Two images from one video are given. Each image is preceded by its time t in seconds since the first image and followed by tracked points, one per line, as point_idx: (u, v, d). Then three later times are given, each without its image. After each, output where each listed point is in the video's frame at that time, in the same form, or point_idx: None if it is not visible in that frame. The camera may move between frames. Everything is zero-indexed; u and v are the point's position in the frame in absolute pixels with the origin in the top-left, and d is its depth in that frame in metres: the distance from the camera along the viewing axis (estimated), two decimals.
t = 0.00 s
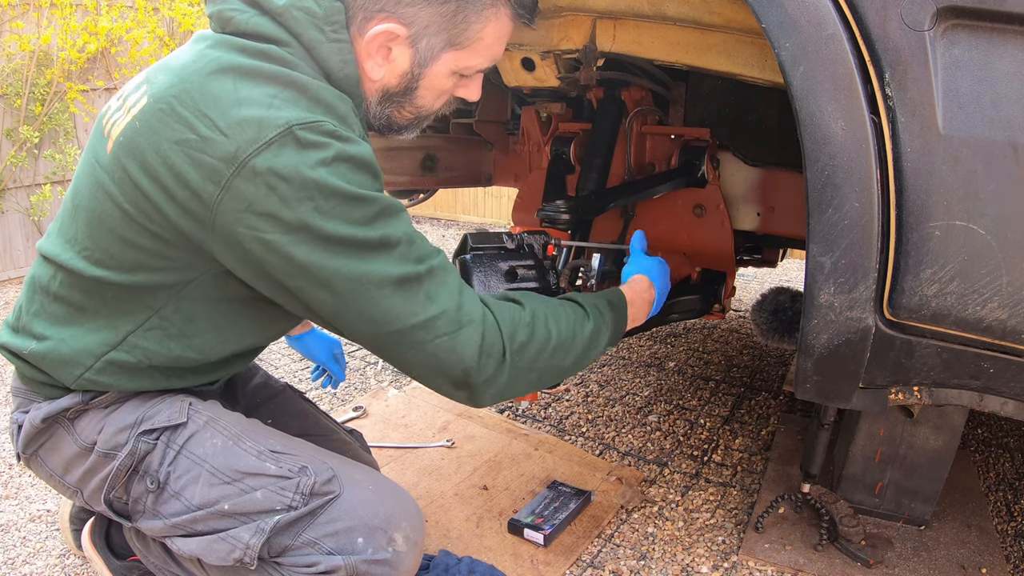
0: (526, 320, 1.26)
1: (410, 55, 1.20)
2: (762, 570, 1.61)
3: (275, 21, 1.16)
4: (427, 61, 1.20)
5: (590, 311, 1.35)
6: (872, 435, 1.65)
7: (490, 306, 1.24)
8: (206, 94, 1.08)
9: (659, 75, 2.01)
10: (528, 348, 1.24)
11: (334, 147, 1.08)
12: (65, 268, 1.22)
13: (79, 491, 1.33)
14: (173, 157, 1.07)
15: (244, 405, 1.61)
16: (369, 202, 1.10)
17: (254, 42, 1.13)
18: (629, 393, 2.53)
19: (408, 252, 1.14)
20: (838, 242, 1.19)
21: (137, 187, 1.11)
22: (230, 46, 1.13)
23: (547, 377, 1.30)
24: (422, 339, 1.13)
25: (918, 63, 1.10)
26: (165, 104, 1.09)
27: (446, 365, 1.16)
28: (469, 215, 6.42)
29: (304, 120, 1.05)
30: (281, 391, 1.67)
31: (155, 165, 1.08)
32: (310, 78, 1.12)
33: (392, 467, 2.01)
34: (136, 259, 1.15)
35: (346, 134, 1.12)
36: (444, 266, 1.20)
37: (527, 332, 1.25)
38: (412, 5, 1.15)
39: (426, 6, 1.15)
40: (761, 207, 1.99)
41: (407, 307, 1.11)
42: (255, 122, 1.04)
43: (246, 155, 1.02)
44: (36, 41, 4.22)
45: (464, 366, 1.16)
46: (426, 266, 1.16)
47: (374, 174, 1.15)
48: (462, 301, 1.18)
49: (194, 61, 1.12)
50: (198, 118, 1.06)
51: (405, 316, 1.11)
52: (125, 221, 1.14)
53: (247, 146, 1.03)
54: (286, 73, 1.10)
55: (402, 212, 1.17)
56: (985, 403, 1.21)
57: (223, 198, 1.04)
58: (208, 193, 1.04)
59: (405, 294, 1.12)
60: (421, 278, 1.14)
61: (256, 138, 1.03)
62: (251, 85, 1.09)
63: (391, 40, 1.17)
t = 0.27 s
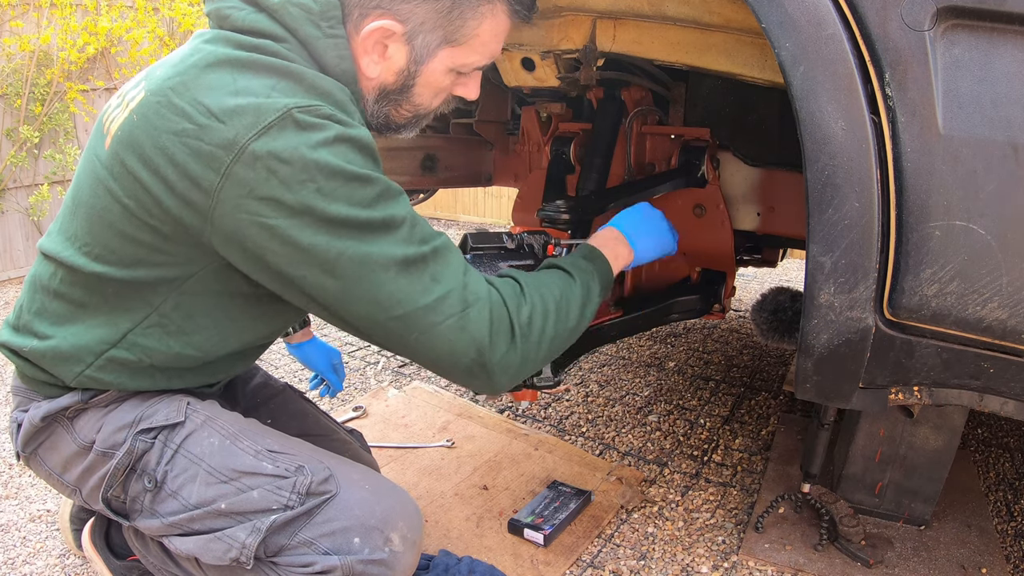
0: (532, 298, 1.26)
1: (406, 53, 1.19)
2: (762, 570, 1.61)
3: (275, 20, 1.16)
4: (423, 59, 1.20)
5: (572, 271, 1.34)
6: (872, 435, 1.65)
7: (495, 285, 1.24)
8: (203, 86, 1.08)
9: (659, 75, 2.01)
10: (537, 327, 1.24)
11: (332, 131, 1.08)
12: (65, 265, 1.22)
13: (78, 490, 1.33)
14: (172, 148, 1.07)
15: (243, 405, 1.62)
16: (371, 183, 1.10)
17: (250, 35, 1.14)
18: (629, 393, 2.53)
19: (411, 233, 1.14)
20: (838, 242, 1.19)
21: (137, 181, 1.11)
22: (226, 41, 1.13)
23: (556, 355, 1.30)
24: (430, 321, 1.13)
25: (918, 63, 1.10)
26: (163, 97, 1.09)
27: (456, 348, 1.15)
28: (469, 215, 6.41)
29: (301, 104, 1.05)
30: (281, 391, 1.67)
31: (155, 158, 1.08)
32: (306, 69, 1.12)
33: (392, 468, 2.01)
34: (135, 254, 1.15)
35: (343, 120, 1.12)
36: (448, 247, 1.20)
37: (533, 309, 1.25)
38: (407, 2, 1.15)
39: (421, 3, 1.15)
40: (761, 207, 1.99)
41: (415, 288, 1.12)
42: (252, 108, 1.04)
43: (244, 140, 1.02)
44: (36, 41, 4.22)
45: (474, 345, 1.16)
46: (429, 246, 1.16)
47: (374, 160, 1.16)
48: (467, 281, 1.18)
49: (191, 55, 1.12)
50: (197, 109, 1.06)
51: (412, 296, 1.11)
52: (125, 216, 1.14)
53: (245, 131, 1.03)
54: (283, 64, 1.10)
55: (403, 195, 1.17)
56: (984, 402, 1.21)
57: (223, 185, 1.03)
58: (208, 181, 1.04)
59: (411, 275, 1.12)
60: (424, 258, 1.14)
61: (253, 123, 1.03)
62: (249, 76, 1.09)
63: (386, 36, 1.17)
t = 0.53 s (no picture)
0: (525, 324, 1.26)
1: (409, 58, 1.20)
2: (762, 570, 1.61)
3: (274, 22, 1.16)
4: (426, 64, 1.21)
5: (585, 309, 1.36)
6: (872, 435, 1.65)
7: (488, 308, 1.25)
8: (208, 98, 1.08)
9: (659, 76, 2.01)
10: (525, 351, 1.25)
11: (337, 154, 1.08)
12: (66, 269, 1.22)
13: (78, 490, 1.33)
14: (176, 160, 1.06)
15: (244, 405, 1.63)
16: (371, 206, 1.10)
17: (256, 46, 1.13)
18: (629, 393, 2.53)
19: (409, 254, 1.14)
20: (838, 242, 1.19)
21: (140, 189, 1.11)
22: (232, 50, 1.13)
23: (542, 375, 1.31)
24: (419, 342, 1.13)
25: (918, 63, 1.10)
26: (168, 106, 1.09)
27: (444, 367, 1.16)
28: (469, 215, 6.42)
29: (307, 126, 1.05)
30: (281, 391, 1.67)
31: (158, 168, 1.08)
32: (312, 83, 1.12)
33: (392, 467, 2.01)
34: (136, 260, 1.15)
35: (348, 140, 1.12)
36: (443, 268, 1.20)
37: (522, 337, 1.25)
38: (410, 8, 1.15)
39: (425, 9, 1.15)
40: (761, 207, 1.99)
41: (408, 312, 1.12)
42: (257, 127, 1.04)
43: (249, 160, 1.02)
44: (36, 41, 4.22)
45: (461, 368, 1.17)
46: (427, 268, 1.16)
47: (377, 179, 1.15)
48: (460, 306, 1.18)
49: (196, 64, 1.12)
50: (201, 122, 1.06)
51: (403, 320, 1.11)
52: (126, 222, 1.14)
53: (250, 150, 1.03)
54: (289, 78, 1.10)
55: (403, 213, 1.17)
56: (984, 402, 1.21)
57: (227, 202, 1.04)
58: (208, 193, 1.04)
59: (406, 300, 1.12)
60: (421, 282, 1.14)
61: (259, 143, 1.03)
62: (253, 89, 1.09)
63: (390, 42, 1.17)
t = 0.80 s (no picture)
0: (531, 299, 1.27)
1: (405, 51, 1.20)
2: (762, 570, 1.61)
3: (271, 22, 1.16)
4: (422, 58, 1.21)
5: (574, 266, 1.34)
6: (872, 435, 1.65)
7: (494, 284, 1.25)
8: (202, 87, 1.08)
9: (658, 75, 2.01)
10: (532, 326, 1.25)
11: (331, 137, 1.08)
12: (64, 265, 1.22)
13: (79, 489, 1.33)
14: (171, 150, 1.06)
15: (244, 405, 1.62)
16: (369, 186, 1.10)
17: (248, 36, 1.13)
18: (629, 393, 2.53)
19: (411, 233, 1.15)
20: (838, 242, 1.19)
21: (136, 181, 1.11)
22: (225, 42, 1.13)
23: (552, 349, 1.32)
24: (428, 321, 1.14)
25: (918, 63, 1.10)
26: (162, 97, 1.09)
27: (453, 346, 1.17)
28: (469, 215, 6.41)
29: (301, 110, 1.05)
30: (281, 391, 1.67)
31: (153, 158, 1.08)
32: (307, 72, 1.12)
33: (392, 467, 2.01)
34: (134, 254, 1.15)
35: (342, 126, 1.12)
36: (445, 247, 1.20)
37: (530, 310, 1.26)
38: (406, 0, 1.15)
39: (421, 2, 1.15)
40: (761, 207, 1.99)
41: (415, 290, 1.12)
42: (252, 113, 1.04)
43: (244, 146, 1.02)
44: (36, 41, 4.22)
45: (470, 345, 1.18)
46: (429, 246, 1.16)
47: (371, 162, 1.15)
48: (464, 283, 1.18)
49: (190, 56, 1.12)
50: (195, 110, 1.06)
51: (411, 298, 1.12)
52: (123, 216, 1.14)
53: (245, 136, 1.02)
54: (283, 66, 1.10)
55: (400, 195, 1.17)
56: (984, 402, 1.21)
57: (222, 189, 1.04)
58: (208, 194, 1.04)
59: (411, 278, 1.12)
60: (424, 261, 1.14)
61: (253, 129, 1.03)
62: (248, 78, 1.09)
63: (385, 35, 1.17)
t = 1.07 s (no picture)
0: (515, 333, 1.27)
1: (401, 53, 1.20)
2: (762, 570, 1.61)
3: (267, 23, 1.15)
4: (418, 59, 1.21)
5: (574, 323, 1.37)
6: (872, 435, 1.65)
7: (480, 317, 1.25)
8: (203, 101, 1.07)
9: (659, 76, 2.01)
10: (512, 359, 1.25)
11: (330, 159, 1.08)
12: (63, 270, 1.22)
13: (77, 490, 1.33)
14: (172, 162, 1.06)
15: (243, 405, 1.62)
16: (366, 212, 1.10)
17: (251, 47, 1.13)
18: (629, 393, 2.53)
19: (401, 264, 1.14)
20: (837, 242, 1.19)
21: (136, 191, 1.11)
22: (228, 52, 1.13)
23: (529, 386, 1.31)
24: (409, 348, 1.14)
25: (918, 63, 1.10)
26: (163, 109, 1.09)
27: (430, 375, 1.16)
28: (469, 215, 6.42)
29: (302, 130, 1.05)
30: (281, 391, 1.67)
31: (153, 171, 1.08)
32: (308, 85, 1.12)
33: (392, 467, 2.01)
34: (133, 262, 1.15)
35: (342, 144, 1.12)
36: (436, 274, 1.20)
37: (512, 346, 1.25)
38: (402, 3, 1.15)
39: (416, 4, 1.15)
40: (761, 207, 1.99)
41: (399, 318, 1.12)
42: (253, 130, 1.04)
43: (244, 164, 1.02)
44: (36, 41, 4.22)
45: (449, 373, 1.17)
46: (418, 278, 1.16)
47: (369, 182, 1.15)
48: (451, 311, 1.18)
49: (191, 66, 1.12)
50: (195, 125, 1.06)
51: (394, 325, 1.11)
52: (123, 224, 1.14)
53: (246, 154, 1.02)
54: (285, 82, 1.10)
55: (396, 221, 1.17)
56: (984, 402, 1.21)
57: (222, 206, 1.04)
58: (206, 196, 1.04)
59: (397, 305, 1.12)
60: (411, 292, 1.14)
61: (254, 146, 1.03)
62: (249, 91, 1.09)
63: (381, 37, 1.17)
